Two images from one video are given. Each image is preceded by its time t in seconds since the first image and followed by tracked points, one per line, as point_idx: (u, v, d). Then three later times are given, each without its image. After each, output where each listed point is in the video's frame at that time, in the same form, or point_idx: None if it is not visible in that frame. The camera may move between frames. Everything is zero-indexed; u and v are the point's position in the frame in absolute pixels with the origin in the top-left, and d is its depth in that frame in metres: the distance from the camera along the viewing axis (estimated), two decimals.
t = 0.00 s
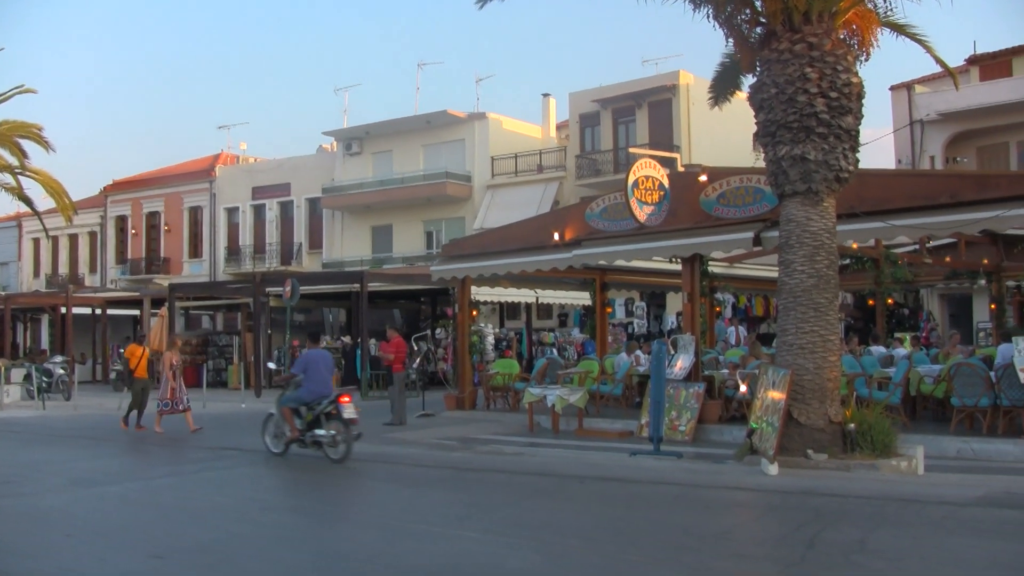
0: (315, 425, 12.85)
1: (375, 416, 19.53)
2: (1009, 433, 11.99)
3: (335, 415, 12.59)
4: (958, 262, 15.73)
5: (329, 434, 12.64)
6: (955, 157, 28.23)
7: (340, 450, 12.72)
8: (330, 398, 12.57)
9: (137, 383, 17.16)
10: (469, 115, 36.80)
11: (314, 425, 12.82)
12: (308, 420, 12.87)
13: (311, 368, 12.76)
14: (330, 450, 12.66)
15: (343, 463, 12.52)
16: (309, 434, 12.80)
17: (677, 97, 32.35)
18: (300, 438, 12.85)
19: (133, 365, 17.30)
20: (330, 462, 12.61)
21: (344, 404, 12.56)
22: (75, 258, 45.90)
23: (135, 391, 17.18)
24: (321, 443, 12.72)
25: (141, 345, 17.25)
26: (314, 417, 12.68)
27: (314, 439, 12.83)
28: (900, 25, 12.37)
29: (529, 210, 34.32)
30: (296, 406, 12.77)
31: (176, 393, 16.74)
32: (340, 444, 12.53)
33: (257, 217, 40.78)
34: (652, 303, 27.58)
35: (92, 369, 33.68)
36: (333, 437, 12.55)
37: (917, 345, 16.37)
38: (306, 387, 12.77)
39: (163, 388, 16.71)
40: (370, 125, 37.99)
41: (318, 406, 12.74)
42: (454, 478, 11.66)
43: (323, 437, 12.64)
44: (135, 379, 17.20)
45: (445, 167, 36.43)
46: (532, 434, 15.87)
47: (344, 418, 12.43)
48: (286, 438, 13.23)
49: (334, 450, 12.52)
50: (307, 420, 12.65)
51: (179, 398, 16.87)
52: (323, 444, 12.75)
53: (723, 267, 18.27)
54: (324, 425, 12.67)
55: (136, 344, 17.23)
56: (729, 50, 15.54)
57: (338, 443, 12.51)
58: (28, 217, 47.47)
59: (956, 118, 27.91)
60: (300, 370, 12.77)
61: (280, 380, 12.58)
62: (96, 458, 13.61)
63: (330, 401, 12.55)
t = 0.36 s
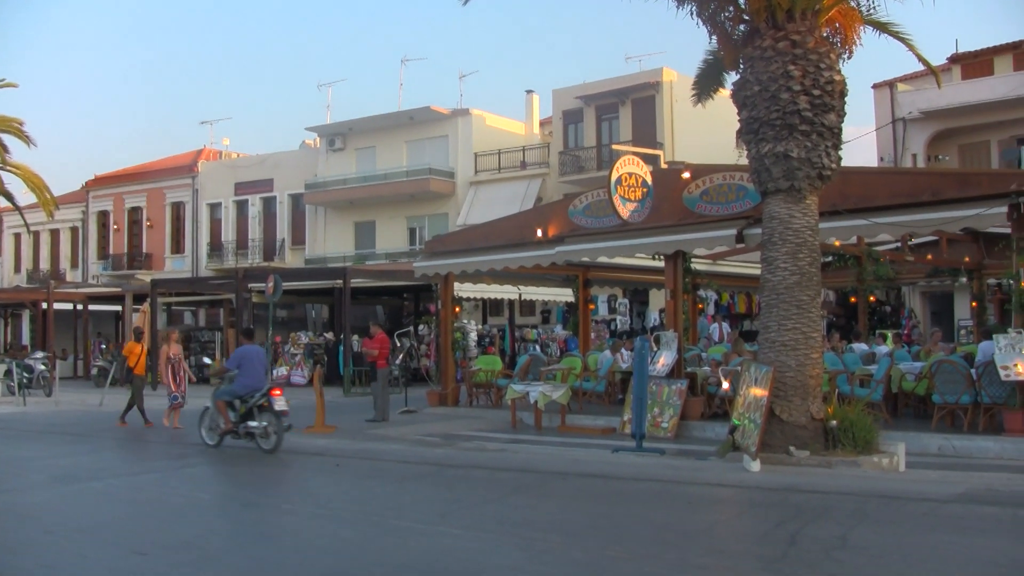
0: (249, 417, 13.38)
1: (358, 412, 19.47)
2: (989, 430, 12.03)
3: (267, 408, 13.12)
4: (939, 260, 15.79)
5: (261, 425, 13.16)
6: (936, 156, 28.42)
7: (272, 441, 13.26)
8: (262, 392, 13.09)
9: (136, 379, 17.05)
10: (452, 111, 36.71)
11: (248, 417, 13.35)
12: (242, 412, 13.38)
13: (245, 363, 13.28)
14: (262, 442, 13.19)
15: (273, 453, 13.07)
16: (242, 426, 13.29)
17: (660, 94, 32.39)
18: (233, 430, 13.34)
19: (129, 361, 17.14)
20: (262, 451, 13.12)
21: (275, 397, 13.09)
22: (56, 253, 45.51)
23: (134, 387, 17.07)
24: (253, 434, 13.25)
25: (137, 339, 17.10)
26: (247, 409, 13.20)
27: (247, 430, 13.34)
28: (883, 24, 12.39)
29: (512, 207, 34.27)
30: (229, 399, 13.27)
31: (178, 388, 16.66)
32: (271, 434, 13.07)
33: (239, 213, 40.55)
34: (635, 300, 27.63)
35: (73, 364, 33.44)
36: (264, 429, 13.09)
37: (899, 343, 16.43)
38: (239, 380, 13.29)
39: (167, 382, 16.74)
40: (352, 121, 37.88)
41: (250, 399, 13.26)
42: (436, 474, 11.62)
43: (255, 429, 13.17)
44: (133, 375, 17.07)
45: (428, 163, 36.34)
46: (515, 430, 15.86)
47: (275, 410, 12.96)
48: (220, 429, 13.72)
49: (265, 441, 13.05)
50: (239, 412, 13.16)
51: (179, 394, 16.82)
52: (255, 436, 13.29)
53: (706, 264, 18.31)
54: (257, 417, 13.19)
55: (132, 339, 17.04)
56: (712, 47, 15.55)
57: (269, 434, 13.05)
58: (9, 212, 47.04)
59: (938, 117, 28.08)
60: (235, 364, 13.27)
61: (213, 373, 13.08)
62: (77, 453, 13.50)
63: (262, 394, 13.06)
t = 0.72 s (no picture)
0: (193, 412, 13.67)
1: (344, 411, 19.39)
2: (973, 429, 12.08)
3: (208, 403, 13.43)
4: (924, 259, 15.86)
5: (204, 420, 13.49)
6: (921, 156, 28.58)
7: (214, 434, 13.60)
8: (205, 388, 13.39)
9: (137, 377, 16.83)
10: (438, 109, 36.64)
11: (191, 411, 13.64)
12: (185, 407, 13.66)
13: (187, 360, 13.52)
14: (205, 435, 13.54)
15: (216, 446, 13.44)
16: (186, 421, 13.61)
17: (646, 92, 32.43)
18: (177, 425, 13.63)
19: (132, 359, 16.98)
20: (205, 445, 13.47)
21: (217, 392, 13.44)
22: (40, 250, 45.16)
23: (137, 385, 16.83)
24: (196, 429, 13.57)
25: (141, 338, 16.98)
26: (189, 404, 13.49)
27: (190, 425, 13.64)
28: (869, 24, 12.42)
29: (498, 205, 34.23)
30: (173, 395, 13.58)
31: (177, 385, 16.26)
32: (214, 429, 13.42)
33: (225, 210, 40.36)
34: (621, 298, 27.64)
35: (57, 362, 33.20)
36: (206, 423, 13.42)
37: (884, 341, 16.50)
38: (182, 377, 13.54)
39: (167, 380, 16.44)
40: (339, 119, 37.76)
41: (194, 394, 13.56)
42: (421, 472, 11.58)
43: (198, 423, 13.50)
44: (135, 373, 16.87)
45: (414, 161, 36.25)
46: (501, 429, 15.83)
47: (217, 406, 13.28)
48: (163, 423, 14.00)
49: (208, 435, 13.41)
50: (183, 407, 13.46)
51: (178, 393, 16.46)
52: (199, 429, 13.61)
53: (692, 263, 18.35)
54: (199, 411, 13.50)
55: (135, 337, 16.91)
56: (699, 46, 15.58)
57: (212, 428, 13.41)
58: None
59: (923, 117, 28.22)
60: (178, 361, 13.50)
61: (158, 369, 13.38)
62: (61, 452, 13.38)
63: (205, 390, 13.35)
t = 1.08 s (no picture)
0: (140, 408, 13.85)
1: (327, 409, 19.30)
2: (955, 427, 12.15)
3: (155, 400, 13.63)
4: (906, 257, 15.95)
5: (150, 416, 13.70)
6: (904, 154, 28.75)
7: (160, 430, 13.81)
8: (151, 385, 13.58)
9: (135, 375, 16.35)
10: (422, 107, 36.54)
11: (139, 408, 13.84)
12: (132, 403, 13.85)
13: (134, 358, 13.69)
14: (152, 431, 13.75)
15: (163, 441, 13.65)
16: (133, 417, 13.82)
17: (630, 90, 32.46)
18: (124, 421, 13.83)
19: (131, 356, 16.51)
20: (151, 441, 13.67)
21: (163, 389, 13.67)
22: (21, 247, 44.74)
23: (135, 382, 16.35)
24: (143, 425, 13.77)
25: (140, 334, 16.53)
26: (136, 401, 13.68)
27: (137, 421, 13.84)
28: (851, 22, 12.45)
29: (482, 202, 34.19)
30: (120, 391, 13.78)
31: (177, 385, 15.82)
32: (161, 425, 13.64)
33: (208, 208, 40.12)
34: (605, 296, 27.68)
35: (38, 360, 32.89)
36: (153, 419, 13.63)
37: (865, 339, 16.59)
38: (128, 374, 13.71)
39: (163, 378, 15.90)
40: (322, 116, 37.61)
41: (141, 392, 13.75)
42: (404, 470, 11.54)
43: (145, 419, 13.70)
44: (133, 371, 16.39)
45: (397, 159, 36.14)
46: (484, 426, 15.80)
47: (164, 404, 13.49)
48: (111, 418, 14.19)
49: (155, 431, 13.62)
50: (130, 404, 13.65)
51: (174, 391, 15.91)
52: (146, 426, 13.81)
53: (676, 260, 18.38)
54: (147, 408, 13.70)
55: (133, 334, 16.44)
56: (682, 44, 15.58)
57: (158, 424, 13.62)
58: None
59: (906, 115, 28.37)
60: (126, 360, 13.66)
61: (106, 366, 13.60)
62: (41, 450, 13.24)
63: (152, 388, 13.54)
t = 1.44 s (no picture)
0: (94, 403, 14.08)
1: (310, 405, 19.21)
2: (937, 422, 12.21)
3: (107, 394, 13.87)
4: (889, 254, 16.02)
5: (103, 411, 13.95)
6: (887, 151, 28.89)
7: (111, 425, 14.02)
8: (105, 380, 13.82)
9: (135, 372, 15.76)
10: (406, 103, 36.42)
11: (92, 403, 14.06)
12: (86, 398, 14.08)
13: (89, 354, 13.94)
14: (103, 425, 13.95)
15: (112, 436, 13.85)
16: (86, 412, 14.03)
17: (615, 87, 32.46)
18: (78, 415, 14.08)
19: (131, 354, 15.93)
20: (102, 435, 13.86)
21: (117, 385, 13.96)
22: (3, 243, 44.33)
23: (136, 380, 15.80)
24: (96, 419, 13.98)
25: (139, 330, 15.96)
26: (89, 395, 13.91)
27: (90, 415, 14.05)
28: (835, 19, 12.47)
29: (466, 198, 34.13)
30: (75, 386, 14.01)
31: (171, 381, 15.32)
32: (112, 419, 13.85)
33: (192, 204, 39.88)
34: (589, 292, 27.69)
35: (20, 356, 32.59)
36: (104, 413, 13.85)
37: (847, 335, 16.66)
38: (83, 369, 13.97)
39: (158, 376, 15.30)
40: (307, 112, 37.45)
41: (95, 387, 13.98)
42: (387, 467, 11.48)
43: (98, 414, 13.92)
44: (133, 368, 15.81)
45: (381, 154, 36.03)
46: (468, 423, 15.77)
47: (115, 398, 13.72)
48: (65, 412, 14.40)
49: (106, 425, 13.83)
50: (83, 398, 13.88)
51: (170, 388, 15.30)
52: (98, 420, 14.02)
53: (660, 257, 18.41)
54: (99, 403, 13.92)
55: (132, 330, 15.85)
56: (667, 41, 15.58)
57: (110, 418, 13.83)
58: None
59: (889, 113, 28.51)
60: (81, 355, 13.91)
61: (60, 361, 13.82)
62: (22, 447, 13.11)
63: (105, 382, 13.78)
